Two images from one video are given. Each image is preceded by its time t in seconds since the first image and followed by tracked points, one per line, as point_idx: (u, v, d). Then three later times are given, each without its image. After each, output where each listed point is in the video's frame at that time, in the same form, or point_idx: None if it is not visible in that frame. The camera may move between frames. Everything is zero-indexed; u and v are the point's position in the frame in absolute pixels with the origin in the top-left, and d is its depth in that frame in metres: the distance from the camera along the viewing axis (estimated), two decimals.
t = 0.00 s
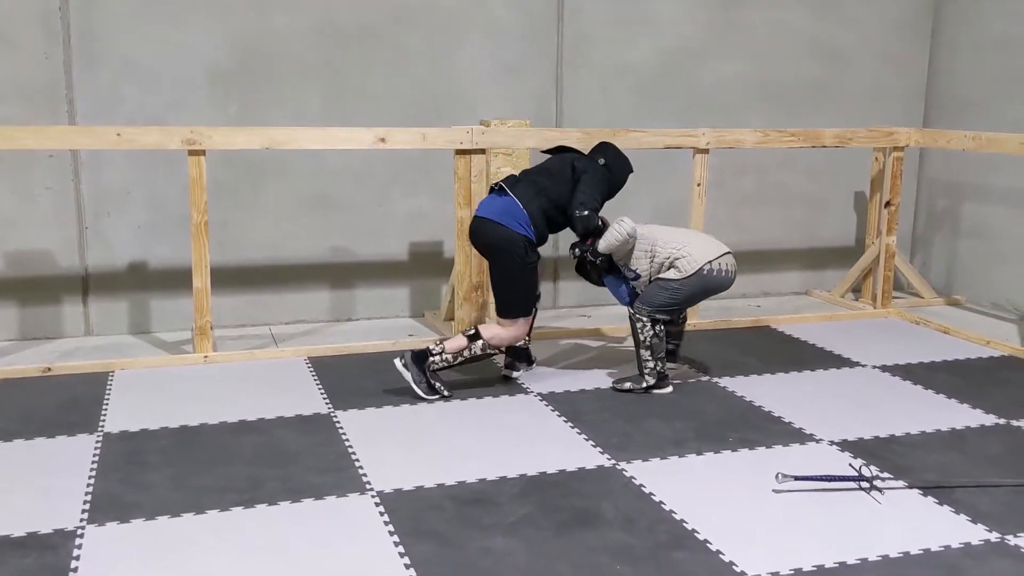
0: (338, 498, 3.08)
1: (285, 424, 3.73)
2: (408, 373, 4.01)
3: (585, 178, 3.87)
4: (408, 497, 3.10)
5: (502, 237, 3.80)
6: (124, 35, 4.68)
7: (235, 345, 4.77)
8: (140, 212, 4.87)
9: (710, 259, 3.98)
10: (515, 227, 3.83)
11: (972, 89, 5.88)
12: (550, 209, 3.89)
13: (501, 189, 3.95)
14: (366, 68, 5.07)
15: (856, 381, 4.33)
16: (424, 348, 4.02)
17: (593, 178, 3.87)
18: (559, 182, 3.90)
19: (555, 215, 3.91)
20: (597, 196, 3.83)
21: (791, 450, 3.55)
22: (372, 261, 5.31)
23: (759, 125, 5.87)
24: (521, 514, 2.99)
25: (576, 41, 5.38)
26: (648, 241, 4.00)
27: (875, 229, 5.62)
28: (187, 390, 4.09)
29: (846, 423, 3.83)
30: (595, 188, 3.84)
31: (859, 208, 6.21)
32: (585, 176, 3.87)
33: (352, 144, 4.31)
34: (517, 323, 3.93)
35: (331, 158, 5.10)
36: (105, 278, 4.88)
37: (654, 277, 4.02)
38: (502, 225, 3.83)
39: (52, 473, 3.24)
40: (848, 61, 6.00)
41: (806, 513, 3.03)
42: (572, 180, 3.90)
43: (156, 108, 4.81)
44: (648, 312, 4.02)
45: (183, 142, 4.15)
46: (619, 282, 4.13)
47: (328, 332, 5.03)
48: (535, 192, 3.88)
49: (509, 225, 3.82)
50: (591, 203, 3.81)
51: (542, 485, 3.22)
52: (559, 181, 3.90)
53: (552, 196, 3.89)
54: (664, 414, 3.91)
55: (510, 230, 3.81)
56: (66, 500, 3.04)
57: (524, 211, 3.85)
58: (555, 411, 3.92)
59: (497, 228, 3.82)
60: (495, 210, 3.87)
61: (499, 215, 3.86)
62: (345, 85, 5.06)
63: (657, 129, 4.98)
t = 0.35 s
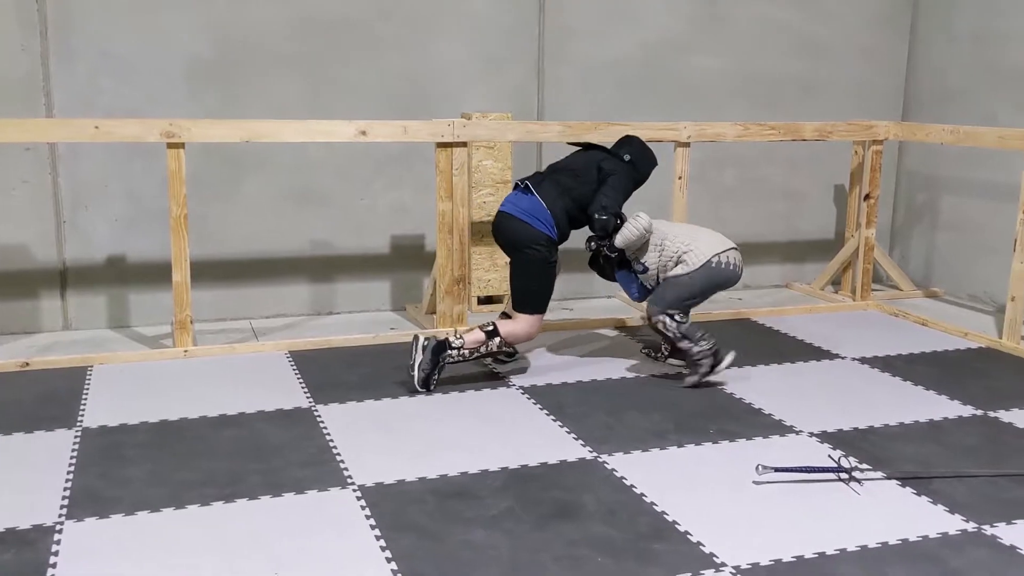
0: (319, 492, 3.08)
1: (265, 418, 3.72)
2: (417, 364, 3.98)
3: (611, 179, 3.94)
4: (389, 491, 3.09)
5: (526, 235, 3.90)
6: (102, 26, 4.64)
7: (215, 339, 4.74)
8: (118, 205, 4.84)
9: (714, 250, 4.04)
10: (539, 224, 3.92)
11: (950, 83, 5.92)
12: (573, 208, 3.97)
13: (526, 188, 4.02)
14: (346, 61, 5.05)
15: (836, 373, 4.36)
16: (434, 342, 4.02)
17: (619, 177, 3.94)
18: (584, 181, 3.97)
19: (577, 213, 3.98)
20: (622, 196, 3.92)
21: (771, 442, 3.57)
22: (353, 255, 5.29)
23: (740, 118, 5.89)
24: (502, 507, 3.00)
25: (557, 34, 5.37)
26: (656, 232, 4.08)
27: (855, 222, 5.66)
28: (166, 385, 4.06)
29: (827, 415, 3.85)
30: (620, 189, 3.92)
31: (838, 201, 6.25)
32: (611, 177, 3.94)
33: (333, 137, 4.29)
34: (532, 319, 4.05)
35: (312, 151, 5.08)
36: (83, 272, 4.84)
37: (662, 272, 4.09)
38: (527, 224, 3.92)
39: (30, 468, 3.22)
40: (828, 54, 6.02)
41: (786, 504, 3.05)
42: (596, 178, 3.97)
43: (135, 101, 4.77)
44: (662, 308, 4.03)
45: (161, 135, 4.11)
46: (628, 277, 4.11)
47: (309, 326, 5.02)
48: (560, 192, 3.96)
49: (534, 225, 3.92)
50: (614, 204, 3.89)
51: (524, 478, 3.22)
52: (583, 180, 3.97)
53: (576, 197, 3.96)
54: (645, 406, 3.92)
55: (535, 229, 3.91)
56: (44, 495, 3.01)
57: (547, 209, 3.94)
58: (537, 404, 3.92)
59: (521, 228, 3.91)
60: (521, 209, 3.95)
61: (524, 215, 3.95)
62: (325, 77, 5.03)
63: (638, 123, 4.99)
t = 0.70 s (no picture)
0: (290, 490, 3.06)
1: (236, 415, 3.70)
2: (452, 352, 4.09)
3: (628, 197, 4.04)
4: (361, 488, 3.08)
5: (538, 252, 4.03)
6: (69, 20, 4.58)
7: (185, 337, 4.71)
8: (87, 201, 4.78)
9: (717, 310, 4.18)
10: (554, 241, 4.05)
11: (918, 81, 5.99)
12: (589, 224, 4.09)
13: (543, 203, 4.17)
14: (317, 56, 5.02)
15: (807, 367, 4.40)
16: (472, 335, 4.14)
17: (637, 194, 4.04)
18: (601, 197, 4.08)
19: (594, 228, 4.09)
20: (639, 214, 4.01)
21: (742, 436, 3.60)
22: (325, 251, 5.26)
23: (712, 114, 5.92)
24: (474, 503, 3.00)
25: (530, 29, 5.37)
26: (667, 279, 4.21)
27: (825, 218, 5.70)
28: (136, 383, 4.03)
29: (797, 409, 3.89)
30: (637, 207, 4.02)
31: (809, 197, 6.30)
32: (629, 195, 4.03)
33: (304, 132, 4.27)
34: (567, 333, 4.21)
35: (283, 147, 5.05)
36: (50, 269, 4.78)
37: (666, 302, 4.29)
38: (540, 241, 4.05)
39: None
40: (799, 51, 6.06)
41: (756, 498, 3.07)
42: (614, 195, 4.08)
43: (103, 96, 4.71)
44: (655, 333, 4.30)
45: (130, 131, 4.07)
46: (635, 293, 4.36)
47: (281, 323, 4.99)
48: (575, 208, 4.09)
49: (549, 241, 4.05)
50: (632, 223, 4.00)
51: (496, 474, 3.22)
52: (600, 195, 4.09)
53: (593, 214, 4.08)
54: (618, 401, 3.94)
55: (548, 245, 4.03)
56: (10, 496, 2.98)
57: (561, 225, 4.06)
58: (511, 399, 3.93)
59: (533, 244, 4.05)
60: (537, 224, 4.10)
61: (538, 231, 4.09)
62: (296, 72, 5.00)
63: (611, 119, 5.00)
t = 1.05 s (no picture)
0: (265, 489, 3.05)
1: (211, 414, 3.68)
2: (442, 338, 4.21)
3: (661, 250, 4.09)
4: (337, 486, 3.08)
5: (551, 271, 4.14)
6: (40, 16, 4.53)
7: (160, 335, 4.67)
8: (59, 198, 4.74)
9: (738, 307, 4.29)
10: (575, 275, 4.15)
11: (891, 77, 6.04)
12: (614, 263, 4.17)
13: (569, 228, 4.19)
14: (291, 52, 4.99)
15: (782, 362, 4.43)
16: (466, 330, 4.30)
17: (671, 249, 4.09)
18: (631, 242, 4.12)
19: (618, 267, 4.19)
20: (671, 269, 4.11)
21: (718, 430, 3.62)
22: (301, 248, 5.24)
23: (688, 111, 5.94)
24: (451, 501, 3.00)
25: (506, 25, 5.36)
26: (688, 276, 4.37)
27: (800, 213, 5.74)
28: (109, 381, 4.00)
29: (772, 403, 3.92)
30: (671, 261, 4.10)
31: (784, 193, 6.34)
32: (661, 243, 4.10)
33: (279, 129, 4.24)
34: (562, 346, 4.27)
35: (259, 143, 5.02)
36: (22, 267, 4.73)
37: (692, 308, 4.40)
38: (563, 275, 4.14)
39: None
40: (774, 47, 6.10)
41: (731, 492, 3.10)
42: (644, 242, 4.12)
43: (75, 92, 4.67)
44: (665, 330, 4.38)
45: (102, 127, 4.03)
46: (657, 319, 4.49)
47: (257, 321, 4.97)
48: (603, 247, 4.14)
49: (564, 264, 4.14)
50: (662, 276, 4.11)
51: (473, 470, 3.23)
52: (630, 240, 4.12)
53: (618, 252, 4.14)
54: (595, 397, 3.95)
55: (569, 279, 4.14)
56: None
57: (585, 262, 4.14)
58: (488, 396, 3.93)
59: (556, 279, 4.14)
60: (557, 246, 4.17)
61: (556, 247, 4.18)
62: (270, 68, 4.97)
63: (587, 116, 5.01)
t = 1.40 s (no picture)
0: (241, 486, 3.03)
1: (186, 411, 3.65)
2: (452, 318, 4.46)
3: (689, 249, 4.29)
4: (313, 483, 3.06)
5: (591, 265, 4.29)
6: (10, 9, 4.47)
7: (134, 332, 4.63)
8: (30, 194, 4.68)
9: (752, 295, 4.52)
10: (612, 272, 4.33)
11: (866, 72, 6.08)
12: (644, 261, 4.38)
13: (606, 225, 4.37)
14: (267, 46, 4.96)
15: (758, 356, 4.46)
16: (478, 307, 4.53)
17: (698, 249, 4.30)
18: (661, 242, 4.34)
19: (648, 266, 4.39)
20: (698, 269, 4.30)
21: (695, 424, 3.63)
22: (277, 244, 5.21)
23: (665, 106, 5.96)
24: (429, 496, 2.99)
25: (482, 20, 5.36)
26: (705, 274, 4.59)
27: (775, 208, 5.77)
28: (83, 379, 3.95)
29: (749, 397, 3.94)
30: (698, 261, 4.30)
31: (760, 187, 6.38)
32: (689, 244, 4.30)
33: (254, 123, 4.21)
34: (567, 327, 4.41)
35: (234, 139, 4.99)
36: None
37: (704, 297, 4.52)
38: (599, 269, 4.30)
39: None
40: (750, 43, 6.13)
41: (706, 485, 3.11)
42: (673, 241, 4.34)
43: (46, 87, 4.61)
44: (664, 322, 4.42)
45: (74, 122, 3.99)
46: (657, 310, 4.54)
47: (232, 317, 4.93)
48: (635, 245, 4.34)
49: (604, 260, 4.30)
50: (689, 274, 4.31)
51: (451, 466, 3.22)
52: (660, 239, 4.34)
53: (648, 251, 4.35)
54: (573, 391, 3.96)
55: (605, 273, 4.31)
56: None
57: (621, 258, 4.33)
58: (465, 391, 3.93)
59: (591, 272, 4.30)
60: (599, 242, 4.33)
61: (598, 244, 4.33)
62: (245, 63, 4.94)
63: (563, 111, 5.01)
